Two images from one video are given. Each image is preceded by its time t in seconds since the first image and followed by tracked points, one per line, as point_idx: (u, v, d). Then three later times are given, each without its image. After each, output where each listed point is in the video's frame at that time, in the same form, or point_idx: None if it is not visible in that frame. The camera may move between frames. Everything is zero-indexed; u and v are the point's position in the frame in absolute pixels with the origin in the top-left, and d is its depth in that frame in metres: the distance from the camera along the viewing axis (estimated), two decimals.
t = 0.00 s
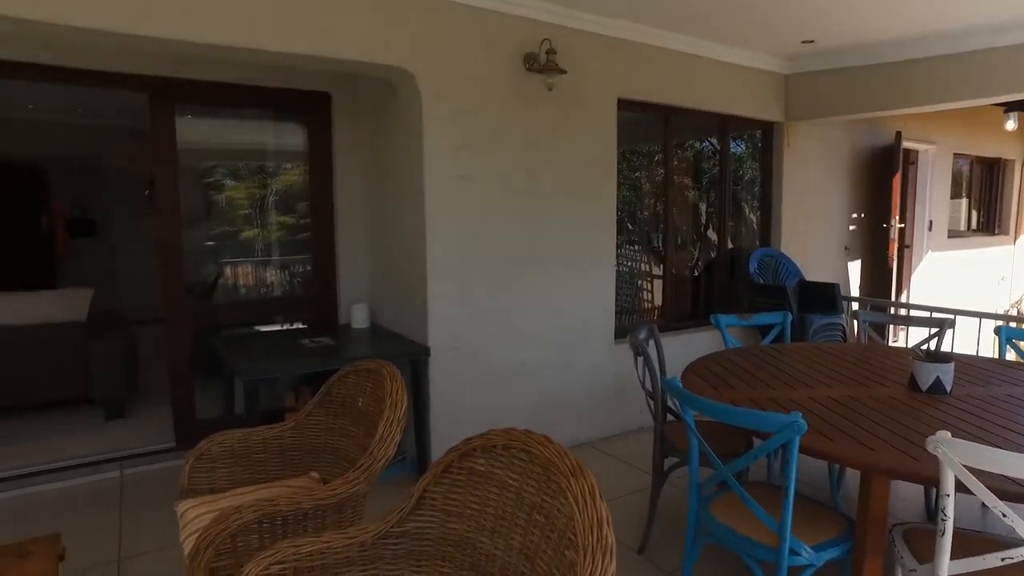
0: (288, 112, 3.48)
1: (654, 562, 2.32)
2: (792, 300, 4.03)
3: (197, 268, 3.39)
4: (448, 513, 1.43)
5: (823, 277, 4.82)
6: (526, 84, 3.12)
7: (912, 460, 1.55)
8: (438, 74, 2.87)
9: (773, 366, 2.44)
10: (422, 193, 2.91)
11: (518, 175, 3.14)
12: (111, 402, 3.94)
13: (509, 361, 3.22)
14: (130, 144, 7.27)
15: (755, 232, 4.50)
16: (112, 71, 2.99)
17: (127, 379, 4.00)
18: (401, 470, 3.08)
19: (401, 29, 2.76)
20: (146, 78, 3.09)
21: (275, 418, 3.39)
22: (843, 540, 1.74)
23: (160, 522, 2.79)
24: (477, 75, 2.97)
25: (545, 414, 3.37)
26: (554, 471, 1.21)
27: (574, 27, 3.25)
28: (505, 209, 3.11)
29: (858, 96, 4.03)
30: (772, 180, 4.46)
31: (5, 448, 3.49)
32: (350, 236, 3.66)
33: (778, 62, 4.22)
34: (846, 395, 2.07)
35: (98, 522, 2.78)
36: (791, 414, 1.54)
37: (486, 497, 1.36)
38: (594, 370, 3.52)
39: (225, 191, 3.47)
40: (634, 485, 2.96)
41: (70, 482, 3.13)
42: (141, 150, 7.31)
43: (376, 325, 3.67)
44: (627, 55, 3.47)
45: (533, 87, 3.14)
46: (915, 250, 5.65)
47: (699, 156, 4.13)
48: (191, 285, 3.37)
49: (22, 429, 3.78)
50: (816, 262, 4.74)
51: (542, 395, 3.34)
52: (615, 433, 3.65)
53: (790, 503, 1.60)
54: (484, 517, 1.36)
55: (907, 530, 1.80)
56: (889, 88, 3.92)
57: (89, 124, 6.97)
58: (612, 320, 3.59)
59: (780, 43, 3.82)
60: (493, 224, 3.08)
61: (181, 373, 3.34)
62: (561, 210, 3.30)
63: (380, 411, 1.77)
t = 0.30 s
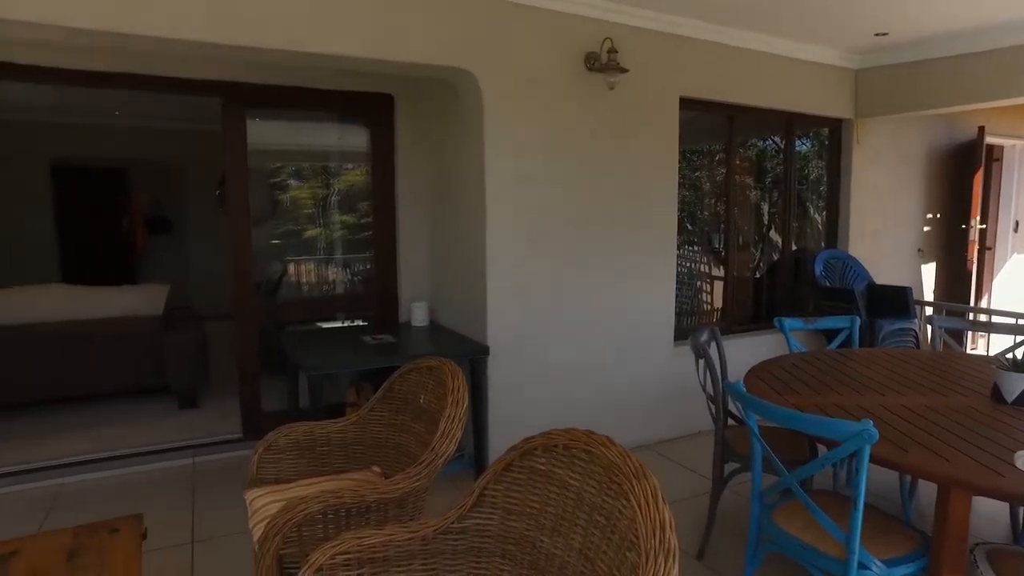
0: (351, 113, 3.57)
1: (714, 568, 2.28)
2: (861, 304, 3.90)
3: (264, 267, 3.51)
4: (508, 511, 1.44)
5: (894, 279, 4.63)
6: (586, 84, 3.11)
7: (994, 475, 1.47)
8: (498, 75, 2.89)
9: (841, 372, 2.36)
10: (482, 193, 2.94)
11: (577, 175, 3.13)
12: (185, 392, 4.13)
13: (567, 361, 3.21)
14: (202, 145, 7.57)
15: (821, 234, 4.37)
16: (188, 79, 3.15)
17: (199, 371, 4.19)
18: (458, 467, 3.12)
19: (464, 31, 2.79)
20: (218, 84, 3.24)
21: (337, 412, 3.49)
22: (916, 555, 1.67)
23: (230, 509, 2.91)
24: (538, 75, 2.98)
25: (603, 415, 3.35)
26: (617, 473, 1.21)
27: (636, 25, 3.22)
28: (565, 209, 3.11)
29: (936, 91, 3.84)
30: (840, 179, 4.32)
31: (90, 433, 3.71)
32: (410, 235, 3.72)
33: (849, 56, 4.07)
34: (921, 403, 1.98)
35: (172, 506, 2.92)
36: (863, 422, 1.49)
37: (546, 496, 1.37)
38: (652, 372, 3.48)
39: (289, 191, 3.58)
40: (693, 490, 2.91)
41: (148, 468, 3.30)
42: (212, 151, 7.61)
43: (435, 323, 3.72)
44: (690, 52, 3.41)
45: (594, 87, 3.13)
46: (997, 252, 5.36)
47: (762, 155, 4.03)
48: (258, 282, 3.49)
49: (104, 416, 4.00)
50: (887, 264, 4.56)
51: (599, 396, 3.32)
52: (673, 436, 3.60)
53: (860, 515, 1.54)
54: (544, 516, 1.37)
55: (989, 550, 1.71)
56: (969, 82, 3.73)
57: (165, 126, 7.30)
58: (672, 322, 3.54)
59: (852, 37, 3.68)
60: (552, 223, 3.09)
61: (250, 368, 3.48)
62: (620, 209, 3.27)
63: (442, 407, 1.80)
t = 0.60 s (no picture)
0: (405, 114, 3.63)
1: None
2: (925, 308, 3.75)
3: (319, 265, 3.60)
4: (559, 511, 1.45)
5: (962, 282, 4.44)
6: (640, 82, 3.08)
7: None
8: (551, 75, 2.89)
9: (903, 377, 2.29)
10: (534, 193, 2.94)
11: (630, 175, 3.10)
12: (242, 385, 4.27)
13: (617, 362, 3.19)
14: (260, 147, 7.80)
15: (882, 235, 4.23)
16: (249, 82, 3.27)
17: (256, 365, 4.32)
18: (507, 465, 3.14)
19: (517, 31, 2.80)
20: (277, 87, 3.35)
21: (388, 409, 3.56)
22: (985, 572, 1.60)
23: (285, 499, 3.00)
24: (591, 74, 2.97)
25: (653, 417, 3.32)
26: (670, 476, 1.20)
27: (691, 22, 3.17)
28: (616, 209, 3.09)
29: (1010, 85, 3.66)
30: (903, 178, 4.17)
31: (155, 422, 3.87)
32: (462, 235, 3.76)
33: (915, 50, 3.91)
34: (991, 413, 1.90)
35: (231, 494, 3.03)
36: (929, 430, 1.43)
37: (598, 497, 1.38)
38: (704, 374, 3.43)
39: (342, 191, 3.63)
40: (744, 495, 2.86)
41: (209, 457, 3.44)
42: (270, 152, 7.83)
43: (485, 321, 3.75)
44: (747, 49, 3.34)
45: (647, 85, 3.09)
46: None
47: (819, 153, 3.93)
48: (312, 280, 3.58)
49: (168, 407, 4.18)
50: (954, 266, 4.37)
51: (649, 398, 3.29)
52: (725, 440, 3.54)
53: (924, 528, 1.49)
54: (596, 516, 1.37)
55: None
56: None
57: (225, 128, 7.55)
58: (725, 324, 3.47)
59: (919, 30, 3.54)
60: (604, 223, 3.07)
61: (304, 363, 3.59)
62: (673, 209, 3.23)
63: (494, 406, 1.82)
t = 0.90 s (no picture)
0: (452, 115, 3.68)
1: None
2: (989, 313, 3.59)
3: (367, 264, 3.67)
4: (606, 512, 1.45)
5: None
6: (689, 81, 3.04)
7: None
8: (598, 75, 2.87)
9: (963, 384, 2.21)
10: (581, 193, 2.94)
11: (678, 174, 3.06)
12: (292, 382, 4.33)
13: (662, 364, 3.16)
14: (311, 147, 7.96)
15: (940, 236, 4.08)
16: (300, 85, 3.36)
17: (307, 362, 4.38)
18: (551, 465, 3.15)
19: (565, 32, 2.80)
20: (327, 89, 3.43)
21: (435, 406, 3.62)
22: None
23: (333, 493, 3.06)
24: (639, 74, 2.94)
25: (699, 420, 3.27)
26: (721, 479, 1.18)
27: (743, 19, 3.11)
28: (664, 208, 3.06)
29: None
30: (965, 178, 4.00)
31: (209, 415, 4.00)
32: (508, 235, 3.78)
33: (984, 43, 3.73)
34: None
35: (281, 487, 3.11)
36: (996, 440, 1.37)
37: (645, 498, 1.37)
38: (753, 378, 3.36)
39: (388, 190, 3.68)
40: (794, 502, 2.79)
41: (262, 449, 3.53)
42: (319, 152, 7.99)
43: (531, 321, 3.75)
44: (800, 46, 3.26)
45: (697, 84, 3.05)
46: None
47: (874, 152, 3.81)
48: (360, 278, 3.65)
49: (222, 400, 4.31)
50: None
51: (696, 401, 3.25)
52: (774, 445, 3.47)
53: (990, 543, 1.42)
54: (643, 519, 1.37)
55: None
56: None
57: (277, 130, 7.73)
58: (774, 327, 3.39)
59: (986, 22, 3.38)
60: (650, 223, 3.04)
61: (352, 360, 3.67)
62: (723, 208, 3.17)
63: (541, 406, 1.83)
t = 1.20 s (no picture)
0: (503, 115, 3.71)
1: None
2: None
3: (417, 263, 3.71)
4: (658, 516, 1.44)
5: None
6: (744, 78, 2.97)
7: None
8: (649, 73, 2.84)
9: None
10: (632, 194, 2.92)
11: (732, 173, 3.00)
12: (343, 378, 4.43)
13: (714, 366, 3.10)
14: (361, 148, 8.10)
15: (1011, 237, 3.90)
16: (353, 86, 3.44)
17: (358, 359, 4.46)
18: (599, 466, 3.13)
19: (617, 31, 2.78)
20: (380, 90, 3.49)
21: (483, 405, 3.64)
22: None
23: (383, 488, 3.11)
24: (692, 72, 2.90)
25: (751, 425, 3.21)
26: (779, 486, 1.15)
27: (801, 14, 3.02)
28: (717, 209, 3.00)
29: None
30: None
31: (264, 409, 4.11)
32: (557, 235, 3.80)
33: None
34: None
35: (333, 480, 3.18)
36: None
37: (699, 503, 1.35)
38: (809, 382, 3.27)
39: (437, 190, 3.71)
40: (852, 512, 2.71)
41: (314, 443, 3.61)
42: (370, 153, 8.12)
43: (579, 321, 3.74)
44: (862, 40, 3.15)
45: (752, 81, 2.98)
46: None
47: (938, 149, 3.66)
48: (409, 277, 3.70)
49: (276, 394, 4.43)
50: None
51: (748, 406, 3.18)
52: (829, 451, 3.38)
53: None
54: (697, 524, 1.35)
55: None
56: None
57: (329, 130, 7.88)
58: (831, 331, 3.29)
59: None
60: (703, 224, 2.99)
61: (402, 358, 3.73)
62: (779, 209, 3.09)
63: (592, 407, 1.82)
